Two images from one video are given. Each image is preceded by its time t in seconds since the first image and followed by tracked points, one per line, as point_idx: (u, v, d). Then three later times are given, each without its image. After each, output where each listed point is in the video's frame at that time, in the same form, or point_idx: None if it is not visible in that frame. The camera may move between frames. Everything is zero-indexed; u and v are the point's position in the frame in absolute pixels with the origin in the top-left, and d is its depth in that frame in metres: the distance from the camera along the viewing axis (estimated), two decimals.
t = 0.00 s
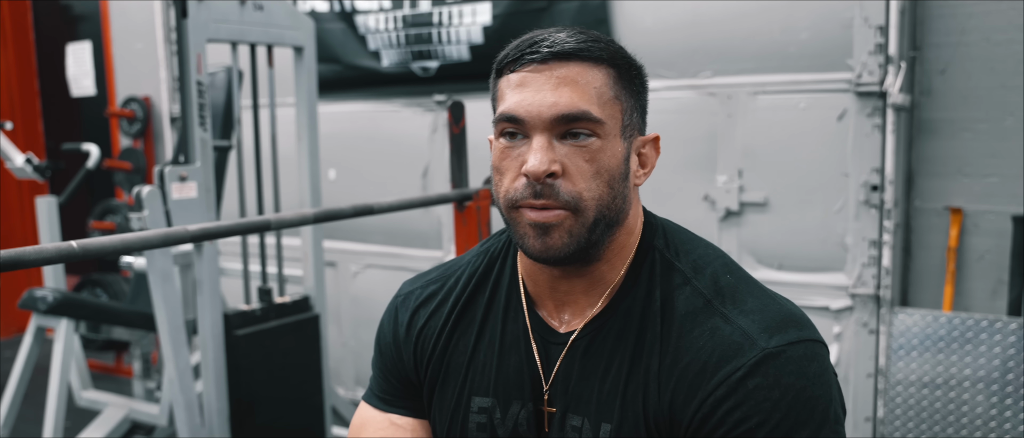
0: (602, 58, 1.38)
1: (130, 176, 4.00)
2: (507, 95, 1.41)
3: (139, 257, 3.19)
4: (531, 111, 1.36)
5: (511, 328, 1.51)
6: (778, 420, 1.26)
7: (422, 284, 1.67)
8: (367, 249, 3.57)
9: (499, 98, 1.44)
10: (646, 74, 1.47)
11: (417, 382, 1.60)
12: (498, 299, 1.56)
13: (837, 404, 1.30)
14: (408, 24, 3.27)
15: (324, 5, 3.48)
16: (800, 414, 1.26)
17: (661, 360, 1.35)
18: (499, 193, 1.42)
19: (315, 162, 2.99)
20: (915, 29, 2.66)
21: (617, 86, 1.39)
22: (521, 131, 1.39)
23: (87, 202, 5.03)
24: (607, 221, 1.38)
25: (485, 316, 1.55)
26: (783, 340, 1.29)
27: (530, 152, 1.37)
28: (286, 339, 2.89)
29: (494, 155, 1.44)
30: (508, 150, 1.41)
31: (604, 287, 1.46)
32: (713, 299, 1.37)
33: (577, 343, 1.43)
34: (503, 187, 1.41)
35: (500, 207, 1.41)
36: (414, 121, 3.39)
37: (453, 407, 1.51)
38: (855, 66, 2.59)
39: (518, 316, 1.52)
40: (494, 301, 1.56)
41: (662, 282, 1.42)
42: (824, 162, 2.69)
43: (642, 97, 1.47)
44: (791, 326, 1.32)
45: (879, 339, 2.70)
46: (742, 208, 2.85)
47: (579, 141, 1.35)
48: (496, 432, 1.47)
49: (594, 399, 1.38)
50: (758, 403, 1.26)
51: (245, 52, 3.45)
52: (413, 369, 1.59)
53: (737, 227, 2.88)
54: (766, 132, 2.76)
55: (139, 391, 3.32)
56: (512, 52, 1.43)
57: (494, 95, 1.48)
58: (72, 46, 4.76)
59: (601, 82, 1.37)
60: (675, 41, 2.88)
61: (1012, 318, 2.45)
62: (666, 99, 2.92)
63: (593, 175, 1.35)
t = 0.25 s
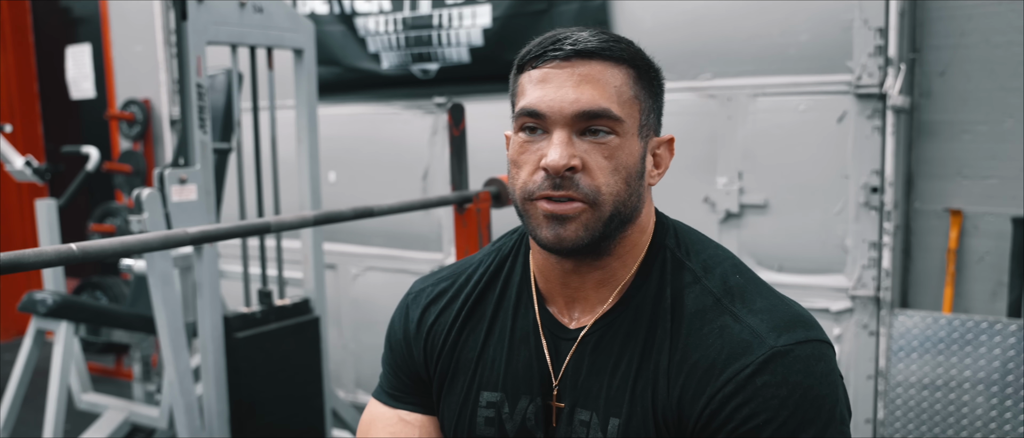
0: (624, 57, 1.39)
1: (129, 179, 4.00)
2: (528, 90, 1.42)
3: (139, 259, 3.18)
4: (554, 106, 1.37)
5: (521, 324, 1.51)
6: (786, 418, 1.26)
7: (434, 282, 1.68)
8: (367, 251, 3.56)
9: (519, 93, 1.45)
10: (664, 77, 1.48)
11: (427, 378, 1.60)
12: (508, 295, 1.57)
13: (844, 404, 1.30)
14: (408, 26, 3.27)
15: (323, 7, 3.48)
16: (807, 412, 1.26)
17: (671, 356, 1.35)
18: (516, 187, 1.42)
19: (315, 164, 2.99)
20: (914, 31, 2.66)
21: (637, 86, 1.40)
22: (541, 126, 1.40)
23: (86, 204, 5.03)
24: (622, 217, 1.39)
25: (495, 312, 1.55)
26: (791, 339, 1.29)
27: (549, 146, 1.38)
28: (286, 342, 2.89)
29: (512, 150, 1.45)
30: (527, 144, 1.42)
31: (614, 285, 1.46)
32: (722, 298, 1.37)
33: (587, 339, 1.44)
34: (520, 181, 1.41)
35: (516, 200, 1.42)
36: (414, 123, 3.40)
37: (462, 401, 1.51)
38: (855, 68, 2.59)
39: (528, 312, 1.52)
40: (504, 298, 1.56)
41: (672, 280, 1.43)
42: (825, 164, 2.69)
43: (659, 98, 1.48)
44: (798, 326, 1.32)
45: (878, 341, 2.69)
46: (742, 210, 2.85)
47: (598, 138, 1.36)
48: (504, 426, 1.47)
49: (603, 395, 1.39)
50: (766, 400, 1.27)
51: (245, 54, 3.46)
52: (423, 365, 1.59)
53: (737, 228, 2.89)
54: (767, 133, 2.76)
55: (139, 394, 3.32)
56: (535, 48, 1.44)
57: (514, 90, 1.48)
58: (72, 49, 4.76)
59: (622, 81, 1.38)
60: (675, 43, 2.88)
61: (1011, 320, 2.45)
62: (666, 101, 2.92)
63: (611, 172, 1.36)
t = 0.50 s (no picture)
0: (641, 62, 1.39)
1: (128, 182, 4.01)
2: (546, 91, 1.42)
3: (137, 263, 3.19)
4: (571, 107, 1.37)
5: (531, 325, 1.51)
6: (792, 420, 1.26)
7: (444, 282, 1.67)
8: (366, 255, 3.56)
9: (537, 94, 1.44)
10: (678, 83, 1.48)
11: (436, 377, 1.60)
12: (518, 297, 1.56)
13: (849, 410, 1.31)
14: (407, 29, 3.27)
15: (323, 10, 3.49)
16: (813, 416, 1.27)
17: (680, 358, 1.35)
18: (530, 187, 1.42)
19: (314, 168, 3.00)
20: (912, 34, 2.67)
21: (653, 91, 1.40)
22: (558, 128, 1.40)
23: (85, 207, 5.02)
24: (634, 221, 1.39)
25: (505, 314, 1.55)
26: (799, 343, 1.30)
27: (565, 147, 1.37)
28: (285, 345, 2.89)
29: (527, 150, 1.44)
30: (543, 145, 1.41)
31: (625, 287, 1.45)
32: (731, 302, 1.38)
33: (596, 340, 1.44)
34: (535, 182, 1.41)
35: (531, 201, 1.42)
36: (413, 126, 3.40)
37: (471, 401, 1.51)
38: (853, 71, 2.59)
39: (537, 313, 1.52)
40: (514, 299, 1.56)
41: (682, 283, 1.43)
42: (824, 167, 2.70)
43: (674, 104, 1.48)
44: (806, 330, 1.33)
45: (877, 344, 2.70)
46: (741, 213, 2.85)
47: (613, 141, 1.36)
48: (511, 426, 1.46)
49: (610, 395, 1.38)
50: (773, 403, 1.27)
51: (245, 57, 3.46)
52: (432, 364, 1.58)
53: (736, 231, 2.89)
54: (766, 137, 2.76)
55: (138, 397, 3.31)
56: (553, 50, 1.44)
57: (531, 91, 1.48)
58: (71, 52, 4.76)
59: (639, 85, 1.38)
60: (674, 47, 2.89)
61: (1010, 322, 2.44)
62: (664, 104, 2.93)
63: (626, 175, 1.36)
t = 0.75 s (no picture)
0: (661, 68, 1.39)
1: (127, 185, 4.01)
2: (566, 94, 1.41)
3: (135, 266, 3.19)
4: (592, 111, 1.36)
5: (540, 326, 1.50)
6: (802, 423, 1.25)
7: (454, 282, 1.67)
8: (364, 258, 3.56)
9: (556, 96, 1.44)
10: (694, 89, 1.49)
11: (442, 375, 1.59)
12: (528, 297, 1.56)
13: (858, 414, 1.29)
14: (405, 32, 3.27)
15: (321, 14, 3.49)
16: (823, 419, 1.25)
17: (690, 359, 1.34)
18: (547, 188, 1.42)
19: (312, 171, 3.00)
20: (910, 37, 2.67)
21: (671, 97, 1.41)
22: (577, 131, 1.39)
23: (83, 211, 5.02)
24: (649, 225, 1.39)
25: (514, 314, 1.54)
26: (809, 346, 1.28)
27: (584, 150, 1.37)
28: (282, 349, 2.88)
29: (544, 151, 1.44)
30: (560, 147, 1.41)
31: (636, 289, 1.45)
32: (742, 305, 1.36)
33: (605, 341, 1.43)
34: (552, 183, 1.41)
35: (547, 201, 1.42)
36: (411, 130, 3.40)
37: (477, 399, 1.50)
38: (850, 74, 2.59)
39: (546, 313, 1.51)
40: (524, 299, 1.55)
41: (693, 286, 1.42)
42: (822, 170, 2.70)
43: (690, 110, 1.48)
44: (816, 335, 1.31)
45: (876, 347, 2.70)
46: (739, 216, 2.86)
47: (631, 146, 1.36)
48: (518, 425, 1.45)
49: (620, 395, 1.37)
50: (783, 405, 1.25)
51: (243, 61, 3.47)
52: (439, 362, 1.58)
53: (734, 234, 2.89)
54: (765, 140, 2.76)
55: (135, 400, 3.31)
56: (574, 53, 1.43)
57: (550, 93, 1.47)
58: (69, 55, 4.76)
59: (658, 91, 1.38)
60: (672, 50, 2.89)
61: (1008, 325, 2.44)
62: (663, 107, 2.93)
63: (642, 179, 1.36)
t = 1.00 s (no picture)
0: (685, 75, 1.34)
1: (126, 188, 4.01)
2: (586, 95, 1.37)
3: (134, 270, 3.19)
4: (610, 116, 1.32)
5: (551, 327, 1.48)
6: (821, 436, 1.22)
7: (470, 280, 1.66)
8: (363, 260, 3.56)
9: (577, 96, 1.39)
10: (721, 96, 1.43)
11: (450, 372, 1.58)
12: (541, 298, 1.54)
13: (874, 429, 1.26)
14: (404, 35, 3.27)
15: (320, 16, 3.49)
16: (840, 433, 1.22)
17: (707, 367, 1.31)
18: (560, 186, 1.39)
19: (311, 174, 3.00)
20: (909, 39, 2.68)
21: (695, 104, 1.35)
22: (594, 133, 1.35)
23: (82, 213, 5.02)
24: (665, 232, 1.35)
25: (526, 315, 1.52)
26: (828, 359, 1.25)
27: (600, 154, 1.33)
28: (281, 351, 2.88)
29: (561, 151, 1.41)
30: (577, 149, 1.38)
31: (649, 295, 1.42)
32: (760, 314, 1.33)
33: (618, 345, 1.40)
34: (565, 181, 1.38)
35: (560, 199, 1.39)
36: (410, 132, 3.40)
37: (484, 398, 1.49)
38: (849, 76, 2.59)
39: (559, 314, 1.49)
40: (537, 300, 1.53)
41: (710, 293, 1.38)
42: (822, 173, 2.69)
43: (715, 117, 1.43)
44: (834, 347, 1.28)
45: (875, 349, 2.69)
46: (738, 218, 2.86)
47: (649, 153, 1.31)
48: (524, 426, 1.44)
49: (633, 401, 1.34)
50: (802, 418, 1.22)
51: (242, 64, 3.47)
52: (448, 359, 1.57)
53: (733, 236, 2.89)
54: (764, 142, 2.76)
55: (135, 403, 3.31)
56: (598, 54, 1.39)
57: (570, 92, 1.43)
58: (67, 58, 4.76)
59: (682, 98, 1.33)
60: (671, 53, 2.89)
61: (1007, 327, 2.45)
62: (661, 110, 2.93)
63: (659, 187, 1.32)
